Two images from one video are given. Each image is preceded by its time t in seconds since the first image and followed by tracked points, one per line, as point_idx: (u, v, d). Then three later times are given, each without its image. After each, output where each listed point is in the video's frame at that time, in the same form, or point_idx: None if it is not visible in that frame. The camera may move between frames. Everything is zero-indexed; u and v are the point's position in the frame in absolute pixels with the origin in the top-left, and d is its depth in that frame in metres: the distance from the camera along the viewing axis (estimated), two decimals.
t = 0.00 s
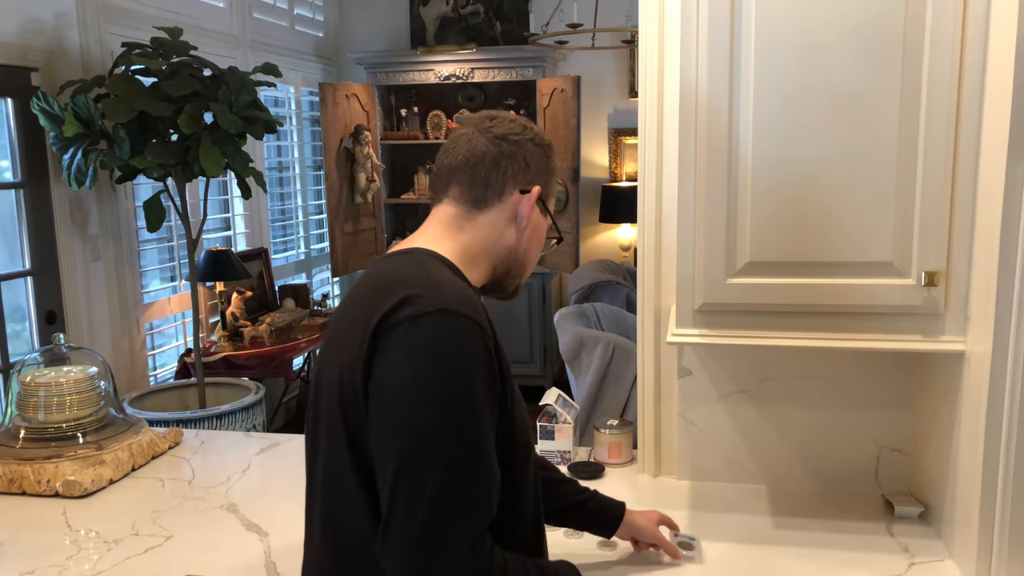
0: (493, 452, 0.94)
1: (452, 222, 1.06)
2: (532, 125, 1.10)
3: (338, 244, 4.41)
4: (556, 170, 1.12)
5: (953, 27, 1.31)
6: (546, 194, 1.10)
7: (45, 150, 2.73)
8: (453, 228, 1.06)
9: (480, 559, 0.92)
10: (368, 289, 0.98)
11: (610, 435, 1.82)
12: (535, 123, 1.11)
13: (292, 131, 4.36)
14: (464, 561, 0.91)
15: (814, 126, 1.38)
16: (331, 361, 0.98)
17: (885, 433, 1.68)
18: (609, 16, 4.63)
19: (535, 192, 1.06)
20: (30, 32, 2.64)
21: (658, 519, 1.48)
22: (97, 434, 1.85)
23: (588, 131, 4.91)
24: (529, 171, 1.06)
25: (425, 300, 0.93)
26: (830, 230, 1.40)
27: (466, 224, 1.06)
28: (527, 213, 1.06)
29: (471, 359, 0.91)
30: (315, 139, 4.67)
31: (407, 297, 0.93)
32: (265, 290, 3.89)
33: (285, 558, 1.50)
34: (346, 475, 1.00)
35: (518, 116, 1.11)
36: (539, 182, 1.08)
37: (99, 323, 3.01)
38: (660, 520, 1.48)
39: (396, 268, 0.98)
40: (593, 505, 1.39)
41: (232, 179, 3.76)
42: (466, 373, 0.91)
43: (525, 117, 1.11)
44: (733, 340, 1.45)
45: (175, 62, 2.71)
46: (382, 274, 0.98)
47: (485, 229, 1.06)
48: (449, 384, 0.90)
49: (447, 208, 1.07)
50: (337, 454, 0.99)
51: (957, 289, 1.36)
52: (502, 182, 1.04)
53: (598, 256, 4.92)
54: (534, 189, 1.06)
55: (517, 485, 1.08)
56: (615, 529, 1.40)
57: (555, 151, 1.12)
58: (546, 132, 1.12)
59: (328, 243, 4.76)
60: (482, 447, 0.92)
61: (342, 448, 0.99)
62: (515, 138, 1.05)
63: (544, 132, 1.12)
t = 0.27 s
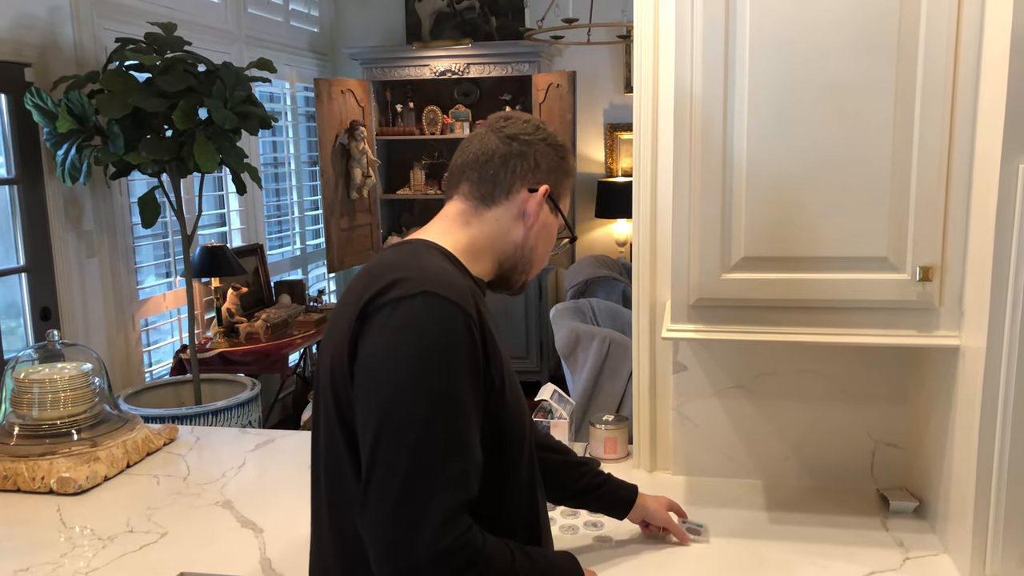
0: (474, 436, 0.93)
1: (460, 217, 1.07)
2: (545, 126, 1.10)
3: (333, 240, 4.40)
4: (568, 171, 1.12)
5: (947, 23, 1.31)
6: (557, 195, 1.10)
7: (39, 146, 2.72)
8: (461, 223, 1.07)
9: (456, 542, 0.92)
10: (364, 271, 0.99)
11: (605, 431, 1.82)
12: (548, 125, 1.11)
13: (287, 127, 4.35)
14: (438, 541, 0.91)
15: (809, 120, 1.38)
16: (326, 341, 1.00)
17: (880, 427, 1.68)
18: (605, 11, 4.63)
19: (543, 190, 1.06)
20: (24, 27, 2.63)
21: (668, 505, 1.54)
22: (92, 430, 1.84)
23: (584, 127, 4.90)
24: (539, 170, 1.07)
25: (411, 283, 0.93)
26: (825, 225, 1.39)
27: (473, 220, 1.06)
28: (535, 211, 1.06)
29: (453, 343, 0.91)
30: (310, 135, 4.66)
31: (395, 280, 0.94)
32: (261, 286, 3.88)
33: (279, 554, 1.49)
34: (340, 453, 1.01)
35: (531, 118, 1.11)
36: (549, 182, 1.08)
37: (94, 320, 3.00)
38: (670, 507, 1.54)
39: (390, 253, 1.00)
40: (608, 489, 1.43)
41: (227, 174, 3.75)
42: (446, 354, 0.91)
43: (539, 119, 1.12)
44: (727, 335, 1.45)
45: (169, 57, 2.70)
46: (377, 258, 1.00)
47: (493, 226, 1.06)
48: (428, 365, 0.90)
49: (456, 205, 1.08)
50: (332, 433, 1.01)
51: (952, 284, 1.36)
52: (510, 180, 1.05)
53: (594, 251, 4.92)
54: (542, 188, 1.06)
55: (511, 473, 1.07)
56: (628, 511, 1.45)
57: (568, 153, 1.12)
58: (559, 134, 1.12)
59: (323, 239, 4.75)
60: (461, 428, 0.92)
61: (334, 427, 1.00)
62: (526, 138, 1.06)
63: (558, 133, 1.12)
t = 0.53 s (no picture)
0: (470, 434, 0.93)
1: (462, 216, 1.07)
2: (550, 128, 1.10)
3: (328, 238, 4.39)
4: (571, 173, 1.11)
5: (940, 19, 1.30)
6: (559, 197, 1.10)
7: (30, 145, 2.71)
8: (464, 222, 1.06)
9: (450, 539, 0.91)
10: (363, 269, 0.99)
11: (600, 429, 1.81)
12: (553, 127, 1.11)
13: (282, 125, 4.34)
14: (432, 538, 0.91)
15: (802, 117, 1.38)
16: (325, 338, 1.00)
17: (874, 425, 1.68)
18: (599, 8, 4.62)
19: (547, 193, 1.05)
20: (15, 25, 2.62)
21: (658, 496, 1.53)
22: (85, 430, 1.84)
23: (579, 124, 4.90)
24: (543, 173, 1.06)
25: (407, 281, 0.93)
26: (819, 223, 1.39)
27: (475, 219, 1.06)
28: (537, 212, 1.06)
29: (449, 341, 0.91)
30: (305, 133, 4.65)
31: (392, 278, 0.94)
32: (255, 285, 3.88)
33: (273, 554, 1.49)
34: (338, 452, 1.01)
35: (536, 119, 1.11)
36: (552, 184, 1.08)
37: (87, 319, 2.99)
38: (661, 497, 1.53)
39: (389, 250, 0.99)
40: (595, 491, 1.41)
41: (220, 173, 3.75)
42: (442, 352, 0.91)
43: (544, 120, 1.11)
44: (721, 333, 1.45)
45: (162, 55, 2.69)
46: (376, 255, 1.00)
47: (496, 226, 1.06)
48: (423, 363, 0.90)
49: (460, 204, 1.07)
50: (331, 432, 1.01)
51: (946, 281, 1.36)
52: (514, 181, 1.04)
53: (589, 248, 4.91)
54: (546, 190, 1.06)
55: (508, 471, 1.07)
56: (617, 511, 1.44)
57: (572, 156, 1.11)
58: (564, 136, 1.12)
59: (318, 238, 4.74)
60: (457, 426, 0.91)
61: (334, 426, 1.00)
62: (531, 140, 1.05)
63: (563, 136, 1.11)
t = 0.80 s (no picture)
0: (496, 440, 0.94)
1: (462, 218, 1.05)
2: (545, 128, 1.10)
3: (324, 239, 4.39)
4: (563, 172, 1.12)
5: (935, 17, 1.30)
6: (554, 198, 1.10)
7: (25, 147, 2.71)
8: (465, 223, 1.05)
9: (481, 548, 0.92)
10: (376, 278, 0.97)
11: (596, 429, 1.81)
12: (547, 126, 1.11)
13: (277, 125, 4.34)
14: (470, 549, 0.91)
15: (798, 117, 1.38)
16: (338, 350, 0.97)
17: (870, 424, 1.68)
18: (595, 8, 4.62)
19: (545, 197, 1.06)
20: (9, 25, 2.61)
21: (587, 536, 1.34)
22: (80, 432, 1.83)
23: (575, 124, 4.90)
24: (542, 176, 1.06)
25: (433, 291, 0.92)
26: (815, 222, 1.39)
27: (477, 221, 1.05)
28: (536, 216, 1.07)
29: (475, 351, 0.91)
30: (301, 133, 4.65)
31: (416, 289, 0.93)
32: (251, 285, 3.88)
33: (269, 555, 1.48)
34: (354, 466, 0.99)
35: (531, 118, 1.10)
36: (549, 186, 1.08)
37: (83, 320, 2.98)
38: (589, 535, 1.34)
39: (403, 258, 0.98)
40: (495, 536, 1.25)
41: (216, 173, 3.74)
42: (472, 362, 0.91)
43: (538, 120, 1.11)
44: (717, 332, 1.45)
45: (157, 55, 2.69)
46: (390, 264, 0.98)
47: (497, 228, 1.05)
48: (455, 375, 0.90)
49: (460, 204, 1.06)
50: (345, 446, 0.98)
51: (942, 279, 1.36)
52: (515, 186, 1.04)
53: (585, 248, 4.92)
54: (545, 194, 1.07)
55: (518, 479, 1.07)
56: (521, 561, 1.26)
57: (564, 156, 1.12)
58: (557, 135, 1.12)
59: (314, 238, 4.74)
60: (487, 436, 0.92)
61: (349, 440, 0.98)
62: (533, 143, 1.05)
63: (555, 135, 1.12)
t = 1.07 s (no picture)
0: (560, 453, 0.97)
1: (458, 215, 1.05)
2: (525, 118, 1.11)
3: (323, 238, 4.39)
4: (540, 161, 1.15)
5: (935, 16, 1.30)
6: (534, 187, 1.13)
7: (23, 146, 2.71)
8: (464, 221, 1.05)
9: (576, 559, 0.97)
10: (429, 310, 0.92)
11: (595, 427, 1.81)
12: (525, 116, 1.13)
13: (276, 124, 4.33)
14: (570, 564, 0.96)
15: (797, 116, 1.38)
16: (396, 392, 0.91)
17: (870, 422, 1.68)
18: (594, 6, 4.62)
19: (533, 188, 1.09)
20: (7, 24, 2.61)
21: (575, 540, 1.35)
22: (79, 431, 1.83)
23: (574, 123, 4.90)
24: (529, 168, 1.08)
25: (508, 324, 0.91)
26: (814, 220, 1.39)
27: (474, 218, 1.05)
28: (524, 208, 1.09)
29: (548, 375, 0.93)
30: (299, 132, 4.64)
31: (492, 323, 0.91)
32: (250, 284, 3.87)
33: (268, 554, 1.48)
34: (406, 511, 0.94)
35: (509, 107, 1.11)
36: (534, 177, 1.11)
37: (81, 320, 2.98)
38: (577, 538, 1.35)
39: (454, 286, 0.94)
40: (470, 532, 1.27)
41: (214, 172, 3.74)
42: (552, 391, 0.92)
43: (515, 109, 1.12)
44: (717, 331, 1.45)
45: (155, 54, 2.68)
46: (440, 293, 0.93)
47: (493, 224, 1.06)
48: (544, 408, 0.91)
49: (455, 202, 1.05)
50: (401, 491, 0.93)
51: (941, 277, 1.36)
52: (508, 179, 1.06)
53: (584, 247, 4.92)
54: (533, 186, 1.09)
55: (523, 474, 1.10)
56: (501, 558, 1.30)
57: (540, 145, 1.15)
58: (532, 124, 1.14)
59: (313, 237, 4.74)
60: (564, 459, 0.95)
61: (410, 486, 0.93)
62: (523, 134, 1.07)
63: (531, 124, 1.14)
